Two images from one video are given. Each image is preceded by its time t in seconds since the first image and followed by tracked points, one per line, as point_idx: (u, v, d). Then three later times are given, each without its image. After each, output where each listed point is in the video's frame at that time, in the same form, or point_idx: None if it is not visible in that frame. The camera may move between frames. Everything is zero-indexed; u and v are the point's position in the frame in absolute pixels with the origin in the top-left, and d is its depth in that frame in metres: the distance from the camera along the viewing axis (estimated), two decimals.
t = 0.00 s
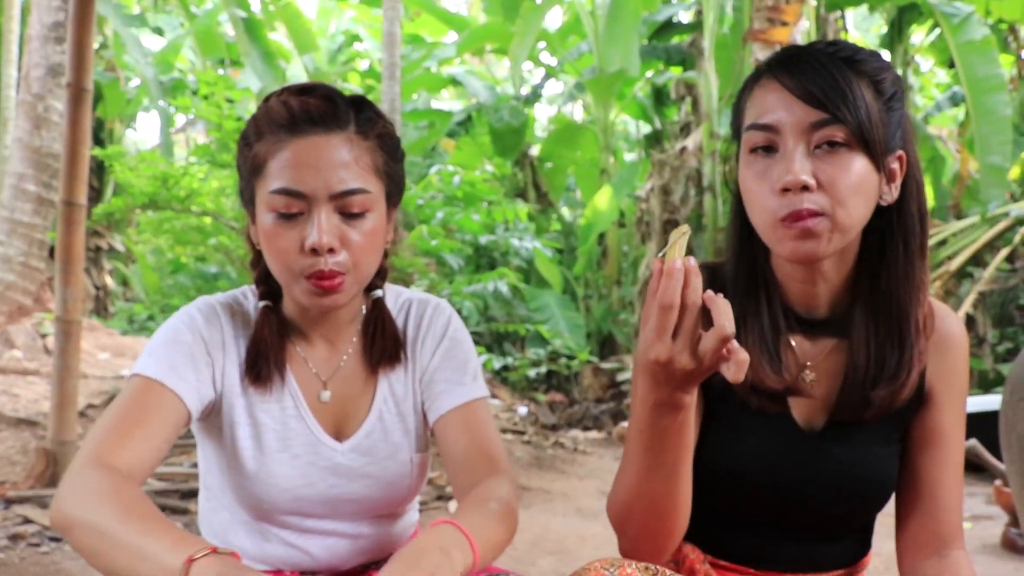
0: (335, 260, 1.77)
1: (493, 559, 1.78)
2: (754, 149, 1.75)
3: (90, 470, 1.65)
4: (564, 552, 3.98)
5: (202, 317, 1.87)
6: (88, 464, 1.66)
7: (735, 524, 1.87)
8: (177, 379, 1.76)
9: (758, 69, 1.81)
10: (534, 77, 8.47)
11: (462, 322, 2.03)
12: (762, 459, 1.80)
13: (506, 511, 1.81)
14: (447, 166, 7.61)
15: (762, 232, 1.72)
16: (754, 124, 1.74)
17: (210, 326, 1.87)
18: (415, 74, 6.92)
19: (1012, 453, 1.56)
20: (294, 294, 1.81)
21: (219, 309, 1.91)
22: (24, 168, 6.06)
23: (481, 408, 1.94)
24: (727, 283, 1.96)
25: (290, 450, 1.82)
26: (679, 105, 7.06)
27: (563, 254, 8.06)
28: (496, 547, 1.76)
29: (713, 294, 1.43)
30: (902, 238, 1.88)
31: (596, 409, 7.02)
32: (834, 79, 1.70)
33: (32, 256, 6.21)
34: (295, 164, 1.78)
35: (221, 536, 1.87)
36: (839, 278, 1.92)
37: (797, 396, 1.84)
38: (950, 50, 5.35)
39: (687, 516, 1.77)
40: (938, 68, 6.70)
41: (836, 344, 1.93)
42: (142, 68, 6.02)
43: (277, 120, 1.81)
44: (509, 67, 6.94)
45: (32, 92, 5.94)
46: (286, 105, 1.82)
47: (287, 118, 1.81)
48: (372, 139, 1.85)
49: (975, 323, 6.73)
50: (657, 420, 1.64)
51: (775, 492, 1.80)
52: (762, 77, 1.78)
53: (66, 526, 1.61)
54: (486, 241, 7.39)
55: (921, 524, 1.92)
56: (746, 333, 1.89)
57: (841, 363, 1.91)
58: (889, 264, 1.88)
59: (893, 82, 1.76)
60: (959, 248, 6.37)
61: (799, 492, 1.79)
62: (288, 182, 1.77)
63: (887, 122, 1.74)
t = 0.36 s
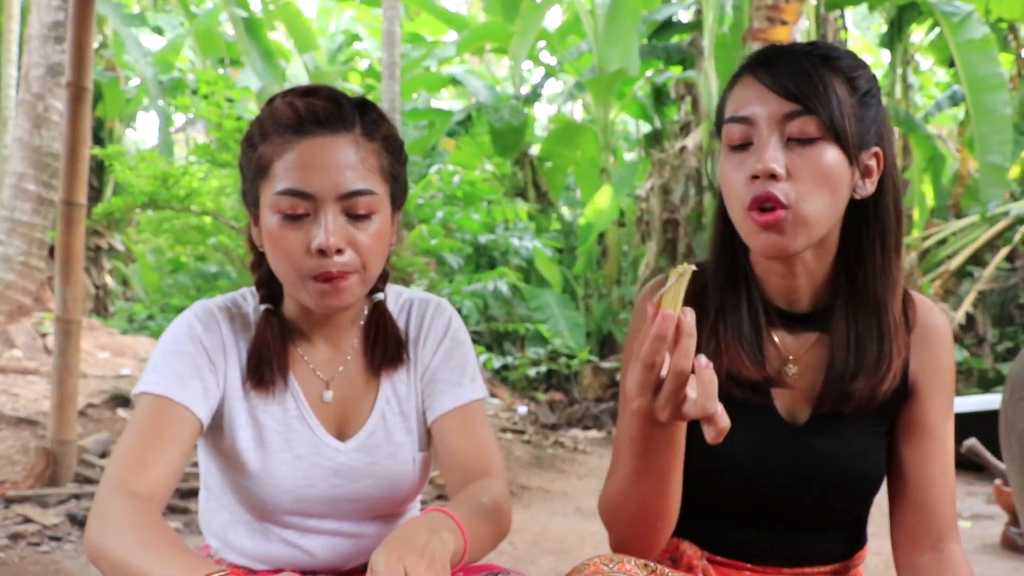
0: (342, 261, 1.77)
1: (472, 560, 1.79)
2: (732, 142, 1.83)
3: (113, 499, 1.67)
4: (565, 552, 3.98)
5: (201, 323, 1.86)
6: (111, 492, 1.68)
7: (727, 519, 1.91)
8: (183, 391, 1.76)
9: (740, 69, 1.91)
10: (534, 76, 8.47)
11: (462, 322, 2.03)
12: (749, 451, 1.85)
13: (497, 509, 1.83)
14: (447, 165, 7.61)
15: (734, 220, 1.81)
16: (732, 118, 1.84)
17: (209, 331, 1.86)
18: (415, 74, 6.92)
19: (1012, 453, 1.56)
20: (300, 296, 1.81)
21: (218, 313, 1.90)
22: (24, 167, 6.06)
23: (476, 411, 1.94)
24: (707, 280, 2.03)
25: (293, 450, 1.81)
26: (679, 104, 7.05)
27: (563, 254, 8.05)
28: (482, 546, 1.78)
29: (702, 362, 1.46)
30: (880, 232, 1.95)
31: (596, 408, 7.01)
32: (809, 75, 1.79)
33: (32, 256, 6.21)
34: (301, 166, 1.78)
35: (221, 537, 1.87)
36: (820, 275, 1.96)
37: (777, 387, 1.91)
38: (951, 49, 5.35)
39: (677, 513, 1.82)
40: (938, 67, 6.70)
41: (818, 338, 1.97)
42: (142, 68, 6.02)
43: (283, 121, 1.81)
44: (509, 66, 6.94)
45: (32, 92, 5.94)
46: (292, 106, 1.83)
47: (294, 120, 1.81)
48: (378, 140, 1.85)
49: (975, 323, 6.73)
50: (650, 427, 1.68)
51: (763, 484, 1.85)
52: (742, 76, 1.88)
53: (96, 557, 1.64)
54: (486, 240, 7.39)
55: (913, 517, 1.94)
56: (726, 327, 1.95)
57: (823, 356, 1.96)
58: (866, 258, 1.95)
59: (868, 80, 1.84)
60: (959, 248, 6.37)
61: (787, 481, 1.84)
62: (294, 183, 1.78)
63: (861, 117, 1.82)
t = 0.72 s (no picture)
0: (344, 260, 1.77)
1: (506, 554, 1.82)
2: (733, 141, 1.83)
3: (74, 481, 1.66)
4: (564, 551, 3.98)
5: (200, 323, 1.86)
6: (73, 474, 1.67)
7: (726, 518, 1.91)
8: (171, 388, 1.76)
9: (742, 68, 1.91)
10: (534, 75, 8.47)
11: (466, 320, 2.04)
12: (750, 451, 1.85)
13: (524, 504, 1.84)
14: (447, 164, 7.60)
15: (736, 220, 1.81)
16: (733, 117, 1.83)
17: (206, 331, 1.86)
18: (415, 73, 6.92)
19: (1012, 453, 1.55)
20: (302, 294, 1.81)
21: (218, 312, 1.90)
22: (24, 166, 6.06)
23: (492, 404, 1.96)
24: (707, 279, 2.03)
25: (295, 450, 1.81)
26: (679, 104, 7.06)
27: (563, 253, 8.04)
28: (512, 538, 1.80)
29: (713, 367, 1.45)
30: (880, 232, 1.94)
31: (596, 407, 7.02)
32: (812, 75, 1.79)
33: (32, 255, 6.21)
34: (302, 164, 1.78)
35: (221, 536, 1.87)
36: (819, 273, 1.96)
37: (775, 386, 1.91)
38: (951, 49, 5.35)
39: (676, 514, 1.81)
40: (938, 67, 6.70)
41: (817, 338, 1.97)
42: (142, 67, 6.02)
43: (286, 119, 1.81)
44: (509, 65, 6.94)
45: (32, 91, 5.95)
46: (295, 105, 1.83)
47: (297, 118, 1.81)
48: (381, 139, 1.85)
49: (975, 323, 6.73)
50: (652, 431, 1.67)
51: (762, 483, 1.85)
52: (744, 75, 1.88)
53: (48, 533, 1.65)
54: (486, 240, 7.38)
55: (911, 517, 1.94)
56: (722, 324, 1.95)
57: (822, 356, 1.96)
58: (865, 259, 1.94)
59: (869, 80, 1.85)
60: (959, 247, 6.37)
61: (787, 480, 1.84)
62: (296, 182, 1.78)
63: (862, 118, 1.82)
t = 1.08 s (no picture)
0: (337, 254, 1.76)
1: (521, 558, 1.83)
2: (740, 144, 1.84)
3: (29, 471, 1.64)
4: (564, 550, 3.98)
5: (191, 326, 1.86)
6: (31, 465, 1.65)
7: (727, 518, 1.91)
8: (150, 391, 1.75)
9: (749, 68, 1.91)
10: (534, 75, 8.47)
11: (469, 324, 2.03)
12: (750, 452, 1.85)
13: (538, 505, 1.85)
14: (447, 163, 7.60)
15: (742, 223, 1.81)
16: (741, 120, 1.83)
17: (199, 335, 1.85)
18: (415, 73, 6.92)
19: (1012, 454, 1.55)
20: (298, 290, 1.81)
21: (213, 317, 1.89)
22: (24, 166, 6.05)
23: (498, 407, 1.96)
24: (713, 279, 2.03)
25: (293, 454, 1.81)
26: (679, 103, 7.06)
27: (563, 252, 8.04)
28: (527, 540, 1.80)
29: (736, 365, 1.42)
30: (887, 235, 1.94)
31: (596, 407, 7.03)
32: (820, 77, 1.79)
33: (32, 254, 6.20)
34: (299, 158, 1.78)
35: (221, 537, 1.87)
36: (824, 275, 1.96)
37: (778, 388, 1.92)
38: (951, 48, 5.35)
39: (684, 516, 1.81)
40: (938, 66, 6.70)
41: (823, 339, 1.98)
42: (142, 67, 6.02)
43: (284, 114, 1.81)
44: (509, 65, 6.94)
45: (32, 90, 5.95)
46: (293, 101, 1.83)
47: (294, 113, 1.81)
48: (378, 134, 1.85)
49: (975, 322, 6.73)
50: (662, 439, 1.67)
51: (762, 484, 1.85)
52: (751, 76, 1.88)
53: None
54: (486, 239, 7.38)
55: (911, 518, 1.94)
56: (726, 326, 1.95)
57: (826, 359, 1.96)
58: (872, 261, 1.94)
59: (878, 82, 1.84)
60: (960, 246, 6.37)
61: (786, 482, 1.84)
62: (292, 176, 1.77)
63: (871, 120, 1.82)
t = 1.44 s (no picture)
0: (333, 254, 1.76)
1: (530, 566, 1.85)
2: (743, 144, 1.84)
3: (39, 513, 1.64)
4: (564, 550, 3.98)
5: (191, 334, 1.84)
6: (41, 506, 1.65)
7: (727, 518, 1.92)
8: (151, 412, 1.75)
9: (753, 66, 1.90)
10: (534, 74, 8.46)
11: (472, 327, 2.03)
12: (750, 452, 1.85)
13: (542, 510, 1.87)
14: (447, 163, 7.60)
15: (745, 224, 1.82)
16: (744, 120, 1.84)
17: (196, 343, 1.83)
18: (415, 72, 6.92)
19: (1012, 454, 1.55)
20: (295, 290, 1.81)
21: (209, 323, 1.87)
22: (23, 165, 6.04)
23: (500, 411, 1.96)
24: (716, 279, 2.04)
25: (292, 456, 1.81)
26: (678, 102, 7.06)
27: (563, 252, 8.04)
28: (534, 550, 1.83)
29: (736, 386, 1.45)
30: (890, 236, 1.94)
31: (595, 405, 7.04)
32: (823, 76, 1.79)
33: (32, 253, 6.20)
34: (296, 158, 1.78)
35: (220, 537, 1.87)
36: (828, 275, 1.96)
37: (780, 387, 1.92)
38: (952, 47, 5.36)
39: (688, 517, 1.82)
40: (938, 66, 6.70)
41: (825, 339, 1.98)
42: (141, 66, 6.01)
43: (282, 114, 1.81)
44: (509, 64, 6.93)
45: (31, 90, 5.95)
46: (291, 100, 1.82)
47: (291, 112, 1.81)
48: (374, 132, 1.85)
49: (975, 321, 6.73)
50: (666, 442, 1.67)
51: (762, 485, 1.85)
52: (754, 76, 1.88)
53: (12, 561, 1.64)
54: (486, 239, 7.38)
55: (912, 517, 1.94)
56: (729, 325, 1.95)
57: (829, 358, 1.96)
58: (874, 262, 1.94)
59: (883, 81, 1.84)
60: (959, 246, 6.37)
61: (786, 482, 1.84)
62: (290, 176, 1.77)
63: (875, 120, 1.82)
